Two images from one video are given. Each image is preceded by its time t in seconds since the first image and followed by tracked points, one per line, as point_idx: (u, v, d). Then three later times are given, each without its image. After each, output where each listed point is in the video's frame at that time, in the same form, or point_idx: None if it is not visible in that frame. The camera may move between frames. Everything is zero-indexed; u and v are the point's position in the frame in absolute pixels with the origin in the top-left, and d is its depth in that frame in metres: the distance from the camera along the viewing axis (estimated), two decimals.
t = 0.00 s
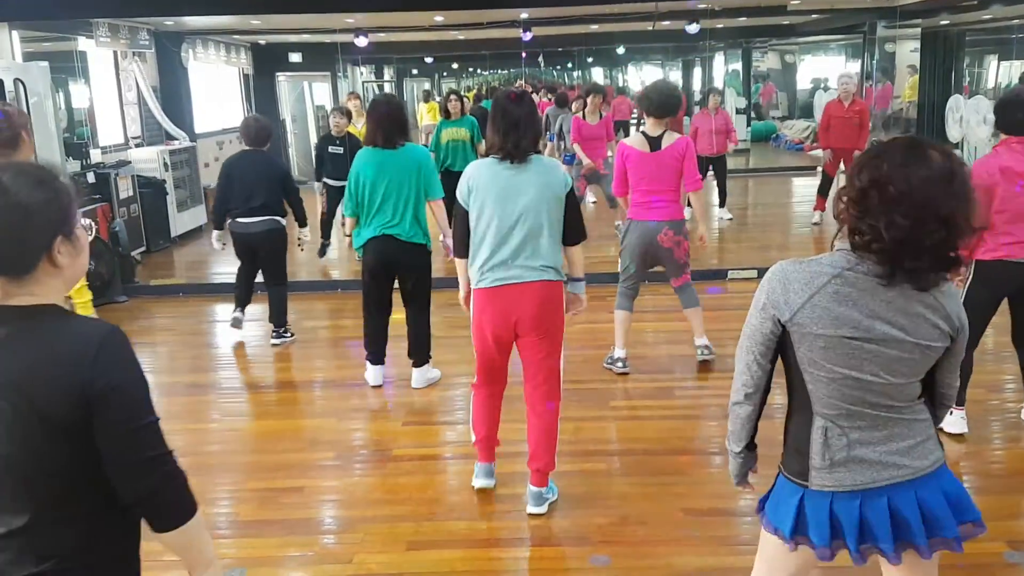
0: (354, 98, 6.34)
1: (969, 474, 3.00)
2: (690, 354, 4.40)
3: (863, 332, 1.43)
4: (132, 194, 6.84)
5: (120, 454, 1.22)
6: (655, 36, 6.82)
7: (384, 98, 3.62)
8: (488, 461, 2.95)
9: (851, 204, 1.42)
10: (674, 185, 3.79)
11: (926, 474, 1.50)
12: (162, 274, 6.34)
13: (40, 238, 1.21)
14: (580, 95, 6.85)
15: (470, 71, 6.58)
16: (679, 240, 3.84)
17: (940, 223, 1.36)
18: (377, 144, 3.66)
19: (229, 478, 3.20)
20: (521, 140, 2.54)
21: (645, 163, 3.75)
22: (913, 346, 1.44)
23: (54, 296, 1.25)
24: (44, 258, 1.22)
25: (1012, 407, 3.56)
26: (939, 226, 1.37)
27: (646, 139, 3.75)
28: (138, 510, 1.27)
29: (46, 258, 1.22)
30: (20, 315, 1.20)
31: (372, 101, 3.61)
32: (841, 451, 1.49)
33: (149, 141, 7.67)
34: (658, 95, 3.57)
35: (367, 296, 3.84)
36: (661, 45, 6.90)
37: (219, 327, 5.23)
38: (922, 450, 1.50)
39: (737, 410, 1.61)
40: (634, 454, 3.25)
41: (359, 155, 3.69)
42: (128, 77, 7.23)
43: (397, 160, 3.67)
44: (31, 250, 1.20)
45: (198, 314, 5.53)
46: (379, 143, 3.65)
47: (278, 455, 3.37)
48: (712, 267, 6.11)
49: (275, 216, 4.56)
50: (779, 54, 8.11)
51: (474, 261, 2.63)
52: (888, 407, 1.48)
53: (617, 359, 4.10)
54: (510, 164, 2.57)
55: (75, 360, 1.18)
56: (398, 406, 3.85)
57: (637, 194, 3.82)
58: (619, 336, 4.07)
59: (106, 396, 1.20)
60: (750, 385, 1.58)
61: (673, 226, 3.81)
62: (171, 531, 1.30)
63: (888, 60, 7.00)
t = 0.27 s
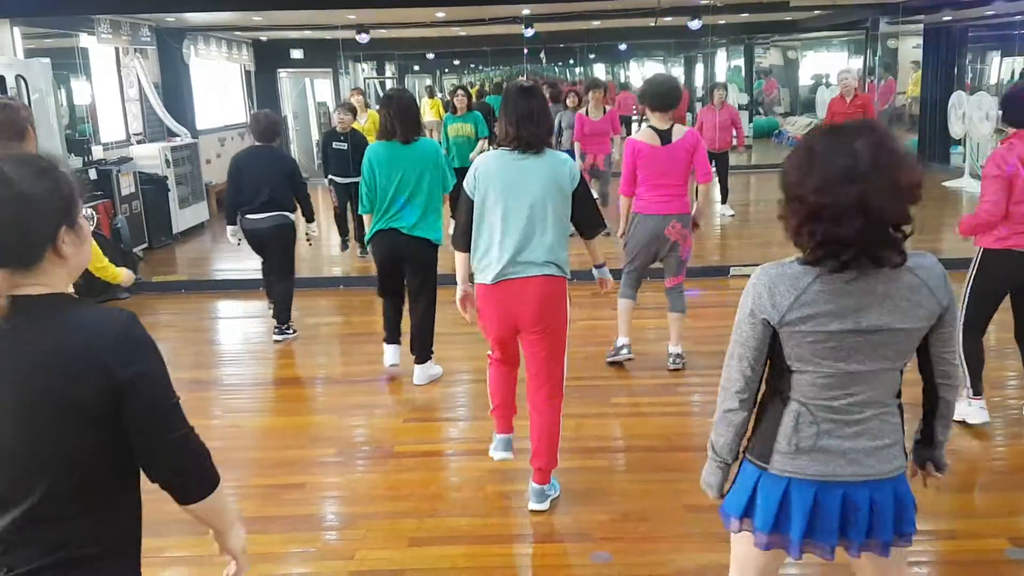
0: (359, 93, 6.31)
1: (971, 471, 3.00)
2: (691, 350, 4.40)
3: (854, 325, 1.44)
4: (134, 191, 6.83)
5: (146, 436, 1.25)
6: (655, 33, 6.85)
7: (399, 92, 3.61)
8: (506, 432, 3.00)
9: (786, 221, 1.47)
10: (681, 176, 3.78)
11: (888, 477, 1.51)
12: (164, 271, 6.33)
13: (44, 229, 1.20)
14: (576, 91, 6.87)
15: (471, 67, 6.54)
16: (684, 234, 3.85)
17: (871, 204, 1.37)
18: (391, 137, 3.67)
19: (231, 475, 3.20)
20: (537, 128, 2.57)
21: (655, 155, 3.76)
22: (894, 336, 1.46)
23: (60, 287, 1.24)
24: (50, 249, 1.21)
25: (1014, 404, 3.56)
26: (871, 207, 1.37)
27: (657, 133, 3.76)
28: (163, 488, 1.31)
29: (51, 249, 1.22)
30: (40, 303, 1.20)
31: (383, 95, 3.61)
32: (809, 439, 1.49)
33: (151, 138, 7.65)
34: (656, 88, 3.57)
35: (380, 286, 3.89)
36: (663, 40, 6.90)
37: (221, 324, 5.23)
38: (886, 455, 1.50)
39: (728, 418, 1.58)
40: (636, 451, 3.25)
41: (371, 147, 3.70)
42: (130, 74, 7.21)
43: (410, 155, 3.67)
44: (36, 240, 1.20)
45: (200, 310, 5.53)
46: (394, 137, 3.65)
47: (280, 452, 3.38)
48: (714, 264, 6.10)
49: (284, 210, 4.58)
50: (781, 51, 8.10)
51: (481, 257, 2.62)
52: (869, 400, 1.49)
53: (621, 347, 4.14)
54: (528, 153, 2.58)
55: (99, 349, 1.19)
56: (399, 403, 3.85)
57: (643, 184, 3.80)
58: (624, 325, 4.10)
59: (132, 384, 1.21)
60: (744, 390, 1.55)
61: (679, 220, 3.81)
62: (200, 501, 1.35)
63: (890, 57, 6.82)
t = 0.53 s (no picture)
0: (359, 88, 6.17)
1: (975, 466, 3.00)
2: (693, 346, 4.40)
3: (818, 310, 1.43)
4: (137, 186, 6.84)
5: (126, 440, 1.24)
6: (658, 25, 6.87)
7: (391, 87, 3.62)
8: (512, 471, 2.85)
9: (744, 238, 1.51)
10: (685, 173, 3.78)
11: (866, 477, 1.47)
12: (167, 267, 6.34)
13: (28, 232, 1.20)
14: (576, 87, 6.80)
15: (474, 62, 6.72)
16: (687, 229, 3.84)
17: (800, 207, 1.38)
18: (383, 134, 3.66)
19: (234, 470, 3.20)
20: (530, 130, 2.55)
21: (658, 151, 3.74)
22: (866, 327, 1.43)
23: (45, 288, 1.25)
24: (34, 251, 1.22)
25: (1017, 399, 3.56)
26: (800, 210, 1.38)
27: (661, 128, 3.75)
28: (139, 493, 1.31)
29: (36, 252, 1.22)
30: (22, 306, 1.20)
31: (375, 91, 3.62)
32: (780, 428, 1.48)
33: (154, 133, 7.67)
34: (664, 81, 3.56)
35: (384, 280, 3.81)
36: (664, 36, 7.12)
37: (223, 319, 5.23)
38: (868, 454, 1.47)
39: (701, 403, 1.60)
40: (638, 446, 3.25)
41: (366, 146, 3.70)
42: (132, 69, 7.22)
43: (405, 149, 3.66)
44: (20, 243, 1.20)
45: (203, 306, 5.54)
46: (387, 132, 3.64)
47: (283, 447, 3.38)
48: (717, 259, 6.10)
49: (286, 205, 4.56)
50: (783, 45, 8.11)
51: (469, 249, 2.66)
52: (847, 392, 1.46)
53: (649, 351, 4.09)
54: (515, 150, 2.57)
55: (79, 353, 1.19)
56: (403, 398, 3.85)
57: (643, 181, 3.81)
58: (648, 328, 4.06)
59: (110, 388, 1.21)
60: (715, 375, 1.57)
61: (679, 215, 3.80)
62: (174, 507, 1.35)
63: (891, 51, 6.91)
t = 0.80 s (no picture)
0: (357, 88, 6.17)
1: (972, 464, 3.00)
2: (691, 344, 4.40)
3: (850, 318, 1.39)
4: (133, 185, 6.84)
5: (120, 440, 1.23)
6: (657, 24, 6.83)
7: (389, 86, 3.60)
8: (510, 470, 2.85)
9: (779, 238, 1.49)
10: (687, 173, 3.77)
11: (886, 491, 1.44)
12: (163, 265, 6.34)
13: (26, 228, 1.20)
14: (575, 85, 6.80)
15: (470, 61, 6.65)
16: (688, 230, 3.82)
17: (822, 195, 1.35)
18: (385, 134, 3.66)
19: (231, 469, 3.20)
20: (519, 126, 2.54)
21: (661, 150, 3.75)
22: (897, 338, 1.40)
23: (43, 284, 1.24)
24: (33, 247, 1.21)
25: (1013, 397, 3.57)
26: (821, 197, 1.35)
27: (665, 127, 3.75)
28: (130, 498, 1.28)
29: (34, 248, 1.21)
30: (18, 302, 1.20)
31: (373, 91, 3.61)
32: (804, 438, 1.45)
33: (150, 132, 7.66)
34: (657, 81, 3.56)
35: (380, 280, 3.80)
36: (662, 34, 6.92)
37: (221, 318, 5.23)
38: (892, 467, 1.44)
39: (721, 401, 1.60)
40: (635, 445, 3.25)
41: (366, 145, 3.68)
42: (128, 67, 7.21)
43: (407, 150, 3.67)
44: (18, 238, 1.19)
45: (200, 305, 5.54)
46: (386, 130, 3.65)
47: (280, 446, 3.37)
48: (714, 257, 6.10)
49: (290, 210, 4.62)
50: (780, 44, 8.09)
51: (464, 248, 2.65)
52: (875, 404, 1.43)
53: (646, 349, 4.10)
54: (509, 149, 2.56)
55: (75, 349, 1.18)
56: (400, 397, 3.85)
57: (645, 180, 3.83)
58: (646, 326, 4.08)
59: (105, 384, 1.20)
60: (736, 377, 1.56)
61: (682, 215, 3.79)
62: (160, 513, 1.32)
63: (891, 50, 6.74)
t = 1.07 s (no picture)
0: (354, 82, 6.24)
1: (969, 465, 3.00)
2: (688, 345, 4.40)
3: (884, 308, 1.37)
4: (130, 185, 6.83)
5: (160, 419, 1.27)
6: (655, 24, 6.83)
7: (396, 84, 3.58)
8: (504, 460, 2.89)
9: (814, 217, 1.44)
10: (692, 172, 3.79)
11: (926, 487, 1.42)
12: (161, 265, 6.33)
13: (53, 227, 1.21)
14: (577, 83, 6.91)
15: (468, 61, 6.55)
16: (698, 229, 3.81)
17: (894, 172, 1.29)
18: (392, 132, 3.64)
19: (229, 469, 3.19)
20: (524, 131, 2.55)
21: (667, 151, 3.77)
22: (930, 328, 1.39)
23: (70, 282, 1.25)
24: (60, 245, 1.23)
25: (1010, 398, 3.57)
26: (896, 172, 1.29)
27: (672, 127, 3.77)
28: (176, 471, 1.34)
29: (61, 246, 1.23)
30: (47, 297, 1.21)
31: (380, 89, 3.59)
32: (840, 438, 1.43)
33: (148, 133, 7.67)
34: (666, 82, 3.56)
35: (374, 283, 3.85)
36: (661, 35, 6.89)
37: (218, 318, 5.23)
38: (929, 461, 1.42)
39: (749, 406, 1.56)
40: (633, 446, 3.25)
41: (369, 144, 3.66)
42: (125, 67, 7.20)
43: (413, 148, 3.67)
44: (46, 237, 1.21)
45: (197, 305, 5.53)
46: (395, 130, 3.63)
47: (278, 447, 3.37)
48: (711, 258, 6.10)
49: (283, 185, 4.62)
50: (777, 45, 8.07)
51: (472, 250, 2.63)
52: (908, 397, 1.41)
53: (622, 342, 4.17)
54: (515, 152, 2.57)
55: (113, 337, 1.22)
56: (397, 397, 3.84)
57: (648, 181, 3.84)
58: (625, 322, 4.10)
59: (145, 369, 1.24)
60: (761, 379, 1.53)
61: (690, 214, 3.79)
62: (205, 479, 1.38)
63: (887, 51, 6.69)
